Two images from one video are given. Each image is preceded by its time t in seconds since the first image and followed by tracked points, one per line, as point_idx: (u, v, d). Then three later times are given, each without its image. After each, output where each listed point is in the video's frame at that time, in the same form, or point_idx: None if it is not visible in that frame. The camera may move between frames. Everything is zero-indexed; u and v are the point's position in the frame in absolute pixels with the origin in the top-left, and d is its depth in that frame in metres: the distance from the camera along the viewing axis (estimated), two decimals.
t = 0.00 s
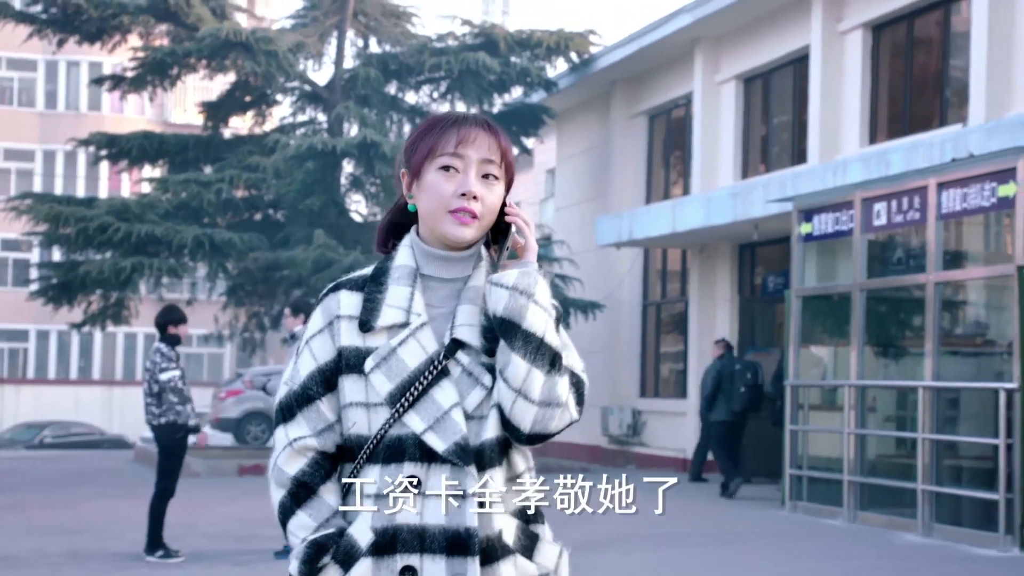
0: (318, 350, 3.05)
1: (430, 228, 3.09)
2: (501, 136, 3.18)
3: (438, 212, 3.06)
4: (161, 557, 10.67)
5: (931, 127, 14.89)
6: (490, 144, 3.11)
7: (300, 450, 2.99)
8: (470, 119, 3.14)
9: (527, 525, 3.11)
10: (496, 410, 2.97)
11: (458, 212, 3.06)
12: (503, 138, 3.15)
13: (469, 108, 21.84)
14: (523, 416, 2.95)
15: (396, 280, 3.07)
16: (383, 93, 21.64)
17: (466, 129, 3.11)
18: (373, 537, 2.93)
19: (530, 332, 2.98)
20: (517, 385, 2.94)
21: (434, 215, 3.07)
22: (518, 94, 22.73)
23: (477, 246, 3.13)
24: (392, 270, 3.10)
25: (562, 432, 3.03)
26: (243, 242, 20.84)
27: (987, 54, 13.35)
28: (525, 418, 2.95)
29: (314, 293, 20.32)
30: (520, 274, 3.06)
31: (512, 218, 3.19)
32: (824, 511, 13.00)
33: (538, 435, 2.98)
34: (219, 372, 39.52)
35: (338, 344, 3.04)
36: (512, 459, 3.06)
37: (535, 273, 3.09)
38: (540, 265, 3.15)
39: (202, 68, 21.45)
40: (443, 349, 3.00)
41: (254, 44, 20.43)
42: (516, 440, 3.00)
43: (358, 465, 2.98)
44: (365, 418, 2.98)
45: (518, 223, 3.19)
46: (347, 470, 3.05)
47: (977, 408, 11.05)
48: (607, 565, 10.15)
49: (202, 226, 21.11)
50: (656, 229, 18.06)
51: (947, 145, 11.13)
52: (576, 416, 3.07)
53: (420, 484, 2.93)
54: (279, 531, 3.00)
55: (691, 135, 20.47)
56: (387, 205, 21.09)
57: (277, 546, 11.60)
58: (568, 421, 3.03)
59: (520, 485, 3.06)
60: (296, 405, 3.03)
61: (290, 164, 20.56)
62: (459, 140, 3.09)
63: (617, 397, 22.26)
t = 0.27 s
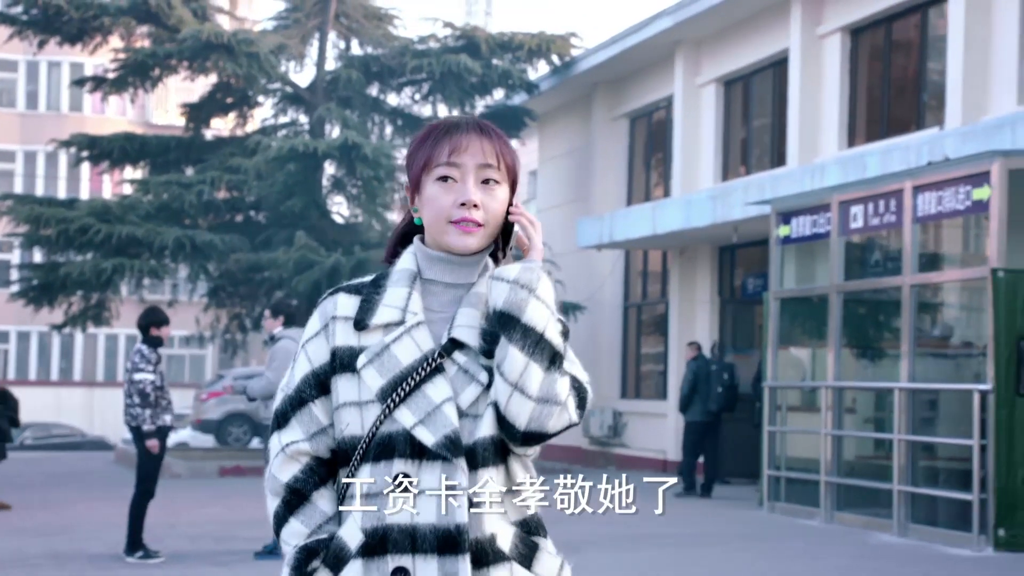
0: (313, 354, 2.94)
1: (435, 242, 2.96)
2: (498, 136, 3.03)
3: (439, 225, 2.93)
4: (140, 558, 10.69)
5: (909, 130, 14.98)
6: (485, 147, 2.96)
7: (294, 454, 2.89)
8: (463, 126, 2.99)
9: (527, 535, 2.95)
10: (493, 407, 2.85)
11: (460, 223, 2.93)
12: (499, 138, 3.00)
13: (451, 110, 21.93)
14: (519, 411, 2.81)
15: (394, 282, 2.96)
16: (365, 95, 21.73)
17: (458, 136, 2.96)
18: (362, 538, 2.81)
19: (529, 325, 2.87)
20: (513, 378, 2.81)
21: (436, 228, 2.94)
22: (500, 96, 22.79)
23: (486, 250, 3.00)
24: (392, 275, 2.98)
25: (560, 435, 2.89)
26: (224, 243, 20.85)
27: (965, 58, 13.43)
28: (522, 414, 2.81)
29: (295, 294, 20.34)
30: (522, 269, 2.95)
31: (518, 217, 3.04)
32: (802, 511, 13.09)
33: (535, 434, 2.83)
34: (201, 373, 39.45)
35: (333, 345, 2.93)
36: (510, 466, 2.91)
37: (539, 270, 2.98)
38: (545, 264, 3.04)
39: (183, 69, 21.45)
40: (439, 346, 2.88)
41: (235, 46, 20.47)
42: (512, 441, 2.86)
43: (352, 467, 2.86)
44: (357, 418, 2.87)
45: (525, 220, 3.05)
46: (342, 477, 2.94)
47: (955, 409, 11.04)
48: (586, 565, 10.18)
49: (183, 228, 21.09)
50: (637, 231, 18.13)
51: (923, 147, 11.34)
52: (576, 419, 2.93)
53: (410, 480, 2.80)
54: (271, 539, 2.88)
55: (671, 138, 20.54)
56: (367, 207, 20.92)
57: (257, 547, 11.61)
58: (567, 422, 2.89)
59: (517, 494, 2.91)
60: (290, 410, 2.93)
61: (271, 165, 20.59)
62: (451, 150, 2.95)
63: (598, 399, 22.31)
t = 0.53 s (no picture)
0: (305, 344, 2.94)
1: (424, 221, 2.94)
2: (490, 113, 3.00)
3: (430, 205, 2.92)
4: (124, 561, 10.75)
5: (889, 135, 15.11)
6: (476, 125, 2.94)
7: (286, 447, 2.87)
8: (455, 101, 2.97)
9: (522, 527, 2.93)
10: (488, 399, 2.84)
11: (450, 204, 2.91)
12: (491, 115, 2.97)
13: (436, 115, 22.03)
14: (514, 404, 2.80)
15: (386, 269, 2.95)
16: (350, 100, 21.79)
17: (448, 114, 2.94)
18: (355, 531, 2.80)
19: (522, 316, 2.85)
20: (507, 371, 2.80)
21: (426, 207, 2.92)
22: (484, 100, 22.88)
23: (476, 234, 2.99)
24: (384, 260, 2.98)
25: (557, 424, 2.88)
26: (209, 247, 20.90)
27: (943, 64, 13.57)
28: (517, 406, 2.80)
29: (279, 297, 20.40)
30: (514, 256, 2.93)
31: (509, 199, 3.03)
32: (781, 514, 13.20)
33: (530, 425, 2.83)
34: (186, 377, 39.39)
35: (325, 336, 2.93)
36: (508, 456, 2.91)
37: (531, 255, 2.95)
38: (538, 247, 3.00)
39: (168, 73, 21.47)
40: (433, 336, 2.87)
41: (219, 50, 20.54)
42: (508, 433, 2.85)
43: (346, 461, 2.85)
44: (351, 411, 2.86)
45: (515, 204, 3.03)
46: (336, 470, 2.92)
47: (934, 412, 11.13)
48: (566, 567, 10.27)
49: (168, 232, 21.13)
50: (620, 235, 18.22)
51: (902, 153, 11.39)
52: (574, 408, 2.91)
53: (404, 475, 2.80)
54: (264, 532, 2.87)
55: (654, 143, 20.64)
56: (352, 212, 21.12)
57: (240, 549, 11.67)
58: (565, 413, 2.87)
59: (516, 485, 2.90)
60: (283, 401, 2.92)
61: (256, 169, 20.67)
62: (443, 127, 2.93)
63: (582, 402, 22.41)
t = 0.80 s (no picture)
0: (296, 364, 2.86)
1: (415, 238, 2.87)
2: (479, 129, 2.94)
3: (422, 222, 2.84)
4: (116, 566, 10.81)
5: (879, 143, 15.22)
6: (468, 141, 2.88)
7: (277, 469, 2.80)
8: (445, 115, 2.90)
9: (524, 547, 2.91)
10: (491, 423, 2.80)
11: (443, 220, 2.84)
12: (482, 132, 2.92)
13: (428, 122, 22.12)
14: (518, 427, 2.77)
15: (379, 288, 2.88)
16: (343, 107, 21.84)
17: (440, 129, 2.88)
18: (358, 557, 2.74)
19: (523, 338, 2.81)
20: (511, 395, 2.77)
21: (418, 225, 2.85)
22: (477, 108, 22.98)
23: (465, 251, 2.91)
24: (374, 278, 2.90)
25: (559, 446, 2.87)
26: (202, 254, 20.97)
27: (931, 75, 13.69)
28: (520, 430, 2.78)
29: (272, 304, 20.47)
30: (512, 277, 2.91)
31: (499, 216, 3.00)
32: (770, 520, 13.29)
33: (535, 448, 2.81)
34: (180, 384, 39.36)
35: (317, 356, 2.85)
36: (508, 478, 2.89)
37: (527, 276, 2.93)
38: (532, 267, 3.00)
39: (162, 80, 21.55)
40: (431, 357, 2.81)
41: (213, 57, 20.64)
42: (512, 455, 2.82)
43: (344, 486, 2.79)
44: (348, 434, 2.80)
45: (507, 219, 3.01)
46: (328, 492, 2.86)
47: (925, 420, 11.21)
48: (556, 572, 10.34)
49: (161, 239, 21.19)
50: (611, 242, 18.30)
51: (890, 161, 11.48)
52: (575, 428, 2.90)
53: (406, 501, 2.75)
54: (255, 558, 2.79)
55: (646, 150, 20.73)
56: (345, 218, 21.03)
57: (232, 556, 11.73)
58: (567, 433, 2.86)
59: (515, 505, 2.90)
60: (273, 423, 2.84)
61: (249, 177, 20.77)
62: (434, 143, 2.86)
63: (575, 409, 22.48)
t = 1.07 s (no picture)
0: (278, 373, 2.80)
1: (388, 237, 2.81)
2: (450, 126, 2.89)
3: (395, 219, 2.79)
4: (110, 572, 10.89)
5: (869, 151, 15.32)
6: (437, 138, 2.83)
7: (261, 479, 2.73)
8: (414, 113, 2.85)
9: (518, 547, 2.83)
10: (481, 413, 2.72)
11: (416, 218, 2.78)
12: (452, 129, 2.87)
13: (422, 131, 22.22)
14: (511, 413, 2.69)
15: (359, 291, 2.82)
16: (338, 116, 21.95)
17: (408, 127, 2.82)
18: (347, 558, 2.67)
19: (508, 322, 2.73)
20: (501, 380, 2.69)
21: (390, 223, 2.79)
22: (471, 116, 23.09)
23: (442, 250, 2.86)
24: (355, 283, 2.84)
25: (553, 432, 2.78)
26: (197, 261, 21.06)
27: (920, 84, 13.80)
28: (514, 416, 2.70)
29: (267, 311, 20.56)
30: (491, 263, 2.82)
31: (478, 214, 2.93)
32: (760, 526, 13.40)
33: (531, 434, 2.73)
34: (176, 391, 39.38)
35: (301, 362, 2.79)
36: (501, 471, 2.80)
37: (508, 262, 2.85)
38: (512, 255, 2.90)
39: (157, 89, 21.63)
40: (416, 354, 2.75)
41: (208, 67, 20.75)
42: (505, 444, 2.74)
43: (331, 489, 2.73)
44: (336, 436, 2.73)
45: (483, 215, 2.91)
46: (316, 499, 2.78)
47: (915, 426, 11.30)
48: None
49: (156, 247, 21.26)
50: (604, 250, 18.39)
51: (878, 170, 11.66)
52: (571, 413, 2.82)
53: (399, 497, 2.68)
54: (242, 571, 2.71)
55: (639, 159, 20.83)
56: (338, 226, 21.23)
57: (225, 562, 11.78)
58: (563, 419, 2.78)
59: (510, 500, 2.82)
60: (256, 433, 2.77)
61: (244, 185, 20.88)
62: (404, 140, 2.81)
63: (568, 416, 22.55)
